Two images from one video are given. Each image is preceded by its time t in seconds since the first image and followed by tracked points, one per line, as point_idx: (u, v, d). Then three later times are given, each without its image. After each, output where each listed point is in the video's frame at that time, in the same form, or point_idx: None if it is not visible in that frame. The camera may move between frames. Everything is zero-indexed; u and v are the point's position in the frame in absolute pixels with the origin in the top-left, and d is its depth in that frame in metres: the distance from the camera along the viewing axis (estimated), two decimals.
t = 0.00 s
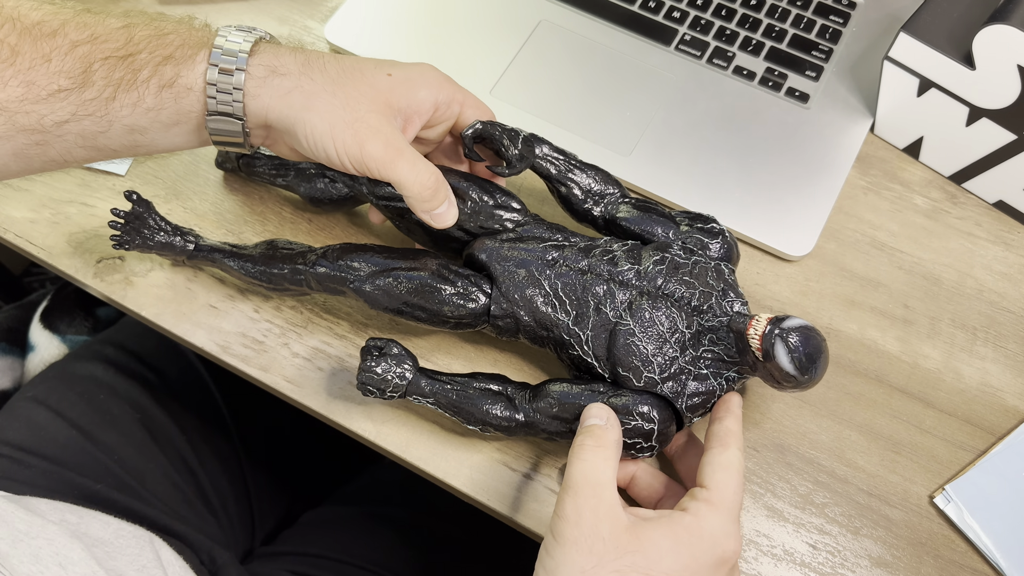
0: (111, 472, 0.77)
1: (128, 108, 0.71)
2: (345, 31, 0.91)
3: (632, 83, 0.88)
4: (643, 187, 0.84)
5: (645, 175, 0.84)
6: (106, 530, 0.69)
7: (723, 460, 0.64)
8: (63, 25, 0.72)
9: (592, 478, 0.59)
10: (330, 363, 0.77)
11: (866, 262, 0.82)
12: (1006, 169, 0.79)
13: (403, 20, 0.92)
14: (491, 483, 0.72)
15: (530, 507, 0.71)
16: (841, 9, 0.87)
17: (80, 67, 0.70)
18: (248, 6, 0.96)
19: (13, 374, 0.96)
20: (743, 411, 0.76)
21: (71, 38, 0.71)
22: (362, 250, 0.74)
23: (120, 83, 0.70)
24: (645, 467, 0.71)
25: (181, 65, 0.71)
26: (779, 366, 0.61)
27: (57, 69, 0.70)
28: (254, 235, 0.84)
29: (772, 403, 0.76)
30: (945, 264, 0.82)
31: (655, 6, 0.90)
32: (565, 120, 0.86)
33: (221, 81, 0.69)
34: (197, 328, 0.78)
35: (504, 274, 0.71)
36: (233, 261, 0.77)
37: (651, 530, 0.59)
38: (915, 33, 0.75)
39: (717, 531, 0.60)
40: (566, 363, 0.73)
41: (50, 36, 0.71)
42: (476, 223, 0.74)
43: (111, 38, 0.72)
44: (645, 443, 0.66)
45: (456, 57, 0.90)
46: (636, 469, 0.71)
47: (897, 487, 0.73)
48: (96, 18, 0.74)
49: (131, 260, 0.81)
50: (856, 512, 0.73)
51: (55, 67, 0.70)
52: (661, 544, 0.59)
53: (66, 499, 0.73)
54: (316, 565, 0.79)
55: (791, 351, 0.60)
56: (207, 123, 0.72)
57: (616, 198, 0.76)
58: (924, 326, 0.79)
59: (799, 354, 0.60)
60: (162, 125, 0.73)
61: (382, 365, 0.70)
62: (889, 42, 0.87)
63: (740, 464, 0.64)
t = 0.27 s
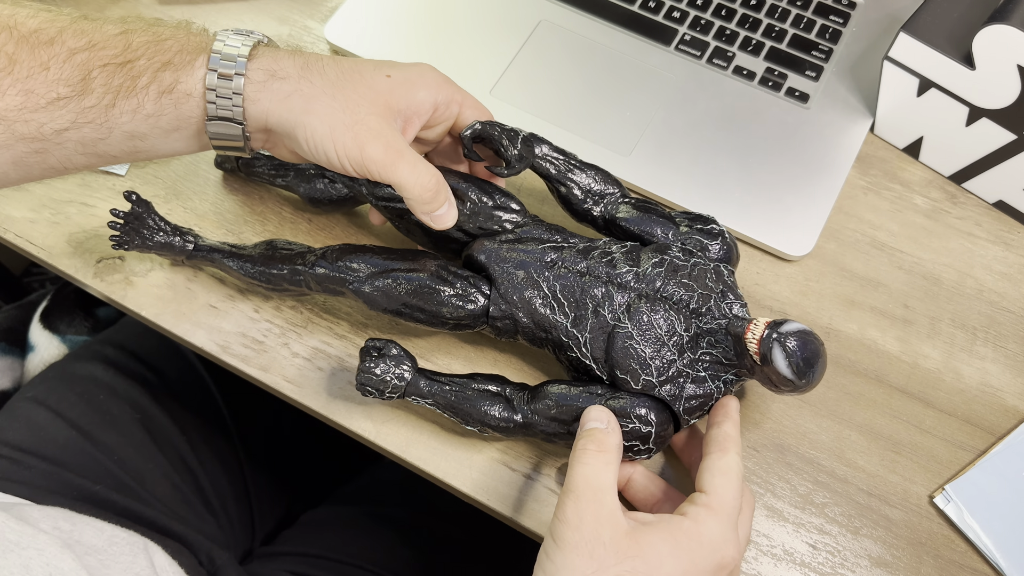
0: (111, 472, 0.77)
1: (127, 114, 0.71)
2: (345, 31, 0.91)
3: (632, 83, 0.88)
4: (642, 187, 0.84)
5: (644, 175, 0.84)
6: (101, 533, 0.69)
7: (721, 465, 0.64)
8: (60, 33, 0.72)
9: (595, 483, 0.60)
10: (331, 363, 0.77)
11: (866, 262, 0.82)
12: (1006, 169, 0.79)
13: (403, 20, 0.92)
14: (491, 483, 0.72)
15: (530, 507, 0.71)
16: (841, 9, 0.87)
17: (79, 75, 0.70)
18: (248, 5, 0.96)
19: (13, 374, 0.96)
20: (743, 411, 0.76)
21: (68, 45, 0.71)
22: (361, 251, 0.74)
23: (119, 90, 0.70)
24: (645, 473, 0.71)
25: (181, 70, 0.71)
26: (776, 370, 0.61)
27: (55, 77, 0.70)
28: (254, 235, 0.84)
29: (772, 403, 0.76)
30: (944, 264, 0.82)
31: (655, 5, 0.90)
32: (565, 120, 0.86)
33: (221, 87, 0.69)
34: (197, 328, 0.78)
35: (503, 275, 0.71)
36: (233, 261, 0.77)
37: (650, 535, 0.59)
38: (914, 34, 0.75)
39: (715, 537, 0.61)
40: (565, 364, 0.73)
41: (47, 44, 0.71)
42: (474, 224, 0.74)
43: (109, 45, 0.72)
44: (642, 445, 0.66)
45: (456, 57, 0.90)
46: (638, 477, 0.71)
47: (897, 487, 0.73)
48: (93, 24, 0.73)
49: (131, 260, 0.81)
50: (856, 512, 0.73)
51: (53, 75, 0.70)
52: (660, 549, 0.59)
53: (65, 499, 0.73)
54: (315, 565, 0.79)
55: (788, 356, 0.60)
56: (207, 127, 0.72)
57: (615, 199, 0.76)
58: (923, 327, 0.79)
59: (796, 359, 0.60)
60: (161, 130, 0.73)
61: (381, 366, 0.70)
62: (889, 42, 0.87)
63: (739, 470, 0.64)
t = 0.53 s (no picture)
0: (111, 474, 0.78)
1: (101, 126, 0.72)
2: (345, 30, 0.91)
3: (631, 83, 0.88)
4: (642, 188, 0.84)
5: (644, 175, 0.84)
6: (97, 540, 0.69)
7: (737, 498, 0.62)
8: (24, 45, 0.72)
9: (574, 497, 0.57)
10: (330, 363, 0.77)
11: (866, 262, 0.82)
12: (1006, 169, 0.79)
13: (403, 20, 0.92)
14: (491, 483, 0.72)
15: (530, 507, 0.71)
16: (841, 9, 0.87)
17: (47, 90, 0.71)
18: (248, 5, 0.96)
19: (13, 374, 0.96)
20: (743, 411, 0.76)
21: (34, 59, 0.71)
22: (361, 251, 0.74)
23: (89, 103, 0.71)
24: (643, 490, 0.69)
25: (149, 78, 0.71)
26: (775, 371, 0.61)
27: (24, 94, 0.71)
28: (254, 235, 0.84)
29: (772, 403, 0.76)
30: (944, 264, 0.82)
31: (655, 6, 0.90)
32: (565, 120, 0.86)
33: (191, 96, 0.70)
34: (196, 328, 0.78)
35: (502, 276, 0.71)
36: (232, 262, 0.77)
37: (627, 550, 0.57)
38: (914, 34, 0.75)
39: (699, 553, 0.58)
40: (564, 365, 0.73)
41: (12, 58, 0.71)
42: (474, 224, 0.74)
43: (73, 56, 0.72)
44: (642, 445, 0.66)
45: (456, 57, 0.90)
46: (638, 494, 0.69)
47: (896, 487, 0.73)
48: (58, 34, 0.73)
49: (131, 260, 0.81)
50: (856, 512, 0.73)
51: (22, 91, 0.71)
52: (636, 565, 0.56)
53: (65, 502, 0.74)
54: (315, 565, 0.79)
55: (787, 357, 0.60)
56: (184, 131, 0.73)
57: (614, 199, 0.76)
58: (923, 326, 0.79)
59: (796, 359, 0.60)
60: (137, 138, 0.74)
61: (381, 367, 0.70)
62: (889, 42, 0.87)
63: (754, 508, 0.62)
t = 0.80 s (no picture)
0: (107, 478, 0.78)
1: None
2: (345, 31, 0.91)
3: (631, 83, 0.88)
4: (642, 187, 0.84)
5: (644, 175, 0.84)
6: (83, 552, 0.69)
7: None
8: None
9: None
10: (330, 363, 0.78)
11: (866, 262, 0.82)
12: (1005, 169, 0.79)
13: (403, 20, 0.92)
14: (491, 483, 0.72)
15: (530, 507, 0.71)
16: (840, 10, 0.87)
17: None
18: (248, 5, 0.96)
19: (11, 376, 0.96)
20: (743, 411, 0.76)
21: None
22: (361, 251, 0.74)
23: None
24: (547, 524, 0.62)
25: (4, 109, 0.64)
26: (775, 371, 0.61)
27: None
28: (254, 235, 0.84)
29: (771, 403, 0.76)
30: (944, 264, 0.82)
31: (655, 6, 0.90)
32: (564, 120, 0.86)
33: None
34: (196, 328, 0.78)
35: (502, 275, 0.71)
36: (232, 262, 0.77)
37: None
38: (913, 34, 0.75)
39: None
40: (564, 365, 0.73)
41: None
42: (474, 224, 0.74)
43: None
44: (642, 446, 0.66)
45: (455, 57, 0.90)
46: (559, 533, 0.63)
47: (896, 487, 0.73)
48: None
49: (131, 260, 0.81)
50: (856, 512, 0.73)
51: None
52: None
53: (55, 510, 0.73)
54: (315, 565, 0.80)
55: (787, 357, 0.60)
56: None
57: (614, 199, 0.76)
58: (923, 326, 0.79)
59: (795, 359, 0.60)
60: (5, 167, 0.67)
61: (381, 367, 0.70)
62: (889, 41, 0.87)
63: None
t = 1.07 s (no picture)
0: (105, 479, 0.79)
1: None
2: (345, 31, 0.92)
3: (631, 83, 0.88)
4: (642, 187, 0.84)
5: (644, 175, 0.84)
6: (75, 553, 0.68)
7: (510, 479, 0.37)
8: None
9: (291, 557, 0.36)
10: (330, 363, 0.78)
11: (866, 262, 0.82)
12: (1005, 169, 0.79)
13: (403, 20, 0.92)
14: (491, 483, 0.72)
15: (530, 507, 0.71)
16: (840, 10, 0.87)
17: None
18: (248, 5, 0.96)
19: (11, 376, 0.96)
20: (743, 411, 0.76)
21: None
22: (361, 251, 0.74)
23: None
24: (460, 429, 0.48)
25: None
26: (775, 371, 0.61)
27: None
28: (254, 235, 0.84)
29: (771, 403, 0.76)
30: (944, 264, 0.82)
31: (655, 6, 0.90)
32: (565, 120, 0.86)
33: None
34: (196, 328, 0.79)
35: (502, 276, 0.71)
36: (233, 262, 0.77)
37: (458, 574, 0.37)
38: (913, 34, 0.75)
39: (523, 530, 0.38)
40: (564, 365, 0.72)
41: None
42: (474, 224, 0.74)
43: None
44: (642, 446, 0.66)
45: (455, 57, 0.90)
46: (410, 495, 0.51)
47: (896, 487, 0.73)
48: None
49: (131, 260, 0.81)
50: (856, 512, 0.73)
51: None
52: None
53: (52, 511, 0.74)
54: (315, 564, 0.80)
55: (787, 357, 0.60)
56: None
57: (615, 199, 0.76)
58: (923, 326, 0.79)
59: (795, 359, 0.60)
60: None
61: (381, 367, 0.70)
62: (889, 41, 0.87)
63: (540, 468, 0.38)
